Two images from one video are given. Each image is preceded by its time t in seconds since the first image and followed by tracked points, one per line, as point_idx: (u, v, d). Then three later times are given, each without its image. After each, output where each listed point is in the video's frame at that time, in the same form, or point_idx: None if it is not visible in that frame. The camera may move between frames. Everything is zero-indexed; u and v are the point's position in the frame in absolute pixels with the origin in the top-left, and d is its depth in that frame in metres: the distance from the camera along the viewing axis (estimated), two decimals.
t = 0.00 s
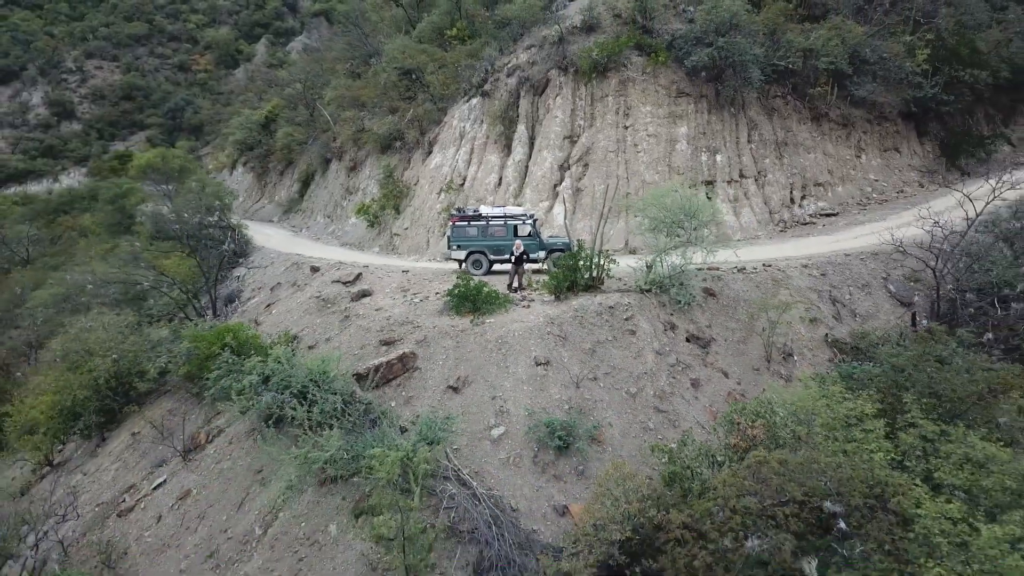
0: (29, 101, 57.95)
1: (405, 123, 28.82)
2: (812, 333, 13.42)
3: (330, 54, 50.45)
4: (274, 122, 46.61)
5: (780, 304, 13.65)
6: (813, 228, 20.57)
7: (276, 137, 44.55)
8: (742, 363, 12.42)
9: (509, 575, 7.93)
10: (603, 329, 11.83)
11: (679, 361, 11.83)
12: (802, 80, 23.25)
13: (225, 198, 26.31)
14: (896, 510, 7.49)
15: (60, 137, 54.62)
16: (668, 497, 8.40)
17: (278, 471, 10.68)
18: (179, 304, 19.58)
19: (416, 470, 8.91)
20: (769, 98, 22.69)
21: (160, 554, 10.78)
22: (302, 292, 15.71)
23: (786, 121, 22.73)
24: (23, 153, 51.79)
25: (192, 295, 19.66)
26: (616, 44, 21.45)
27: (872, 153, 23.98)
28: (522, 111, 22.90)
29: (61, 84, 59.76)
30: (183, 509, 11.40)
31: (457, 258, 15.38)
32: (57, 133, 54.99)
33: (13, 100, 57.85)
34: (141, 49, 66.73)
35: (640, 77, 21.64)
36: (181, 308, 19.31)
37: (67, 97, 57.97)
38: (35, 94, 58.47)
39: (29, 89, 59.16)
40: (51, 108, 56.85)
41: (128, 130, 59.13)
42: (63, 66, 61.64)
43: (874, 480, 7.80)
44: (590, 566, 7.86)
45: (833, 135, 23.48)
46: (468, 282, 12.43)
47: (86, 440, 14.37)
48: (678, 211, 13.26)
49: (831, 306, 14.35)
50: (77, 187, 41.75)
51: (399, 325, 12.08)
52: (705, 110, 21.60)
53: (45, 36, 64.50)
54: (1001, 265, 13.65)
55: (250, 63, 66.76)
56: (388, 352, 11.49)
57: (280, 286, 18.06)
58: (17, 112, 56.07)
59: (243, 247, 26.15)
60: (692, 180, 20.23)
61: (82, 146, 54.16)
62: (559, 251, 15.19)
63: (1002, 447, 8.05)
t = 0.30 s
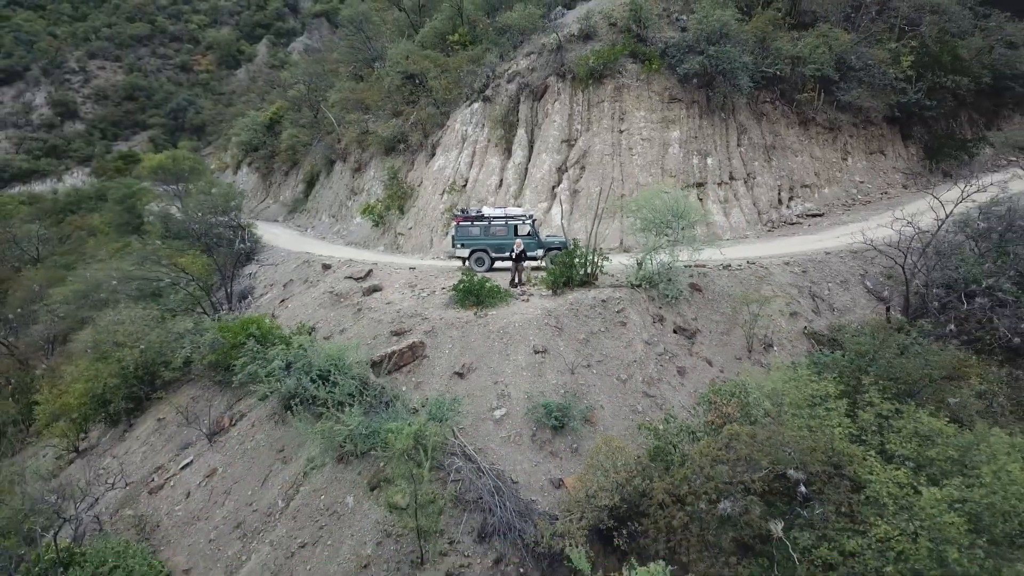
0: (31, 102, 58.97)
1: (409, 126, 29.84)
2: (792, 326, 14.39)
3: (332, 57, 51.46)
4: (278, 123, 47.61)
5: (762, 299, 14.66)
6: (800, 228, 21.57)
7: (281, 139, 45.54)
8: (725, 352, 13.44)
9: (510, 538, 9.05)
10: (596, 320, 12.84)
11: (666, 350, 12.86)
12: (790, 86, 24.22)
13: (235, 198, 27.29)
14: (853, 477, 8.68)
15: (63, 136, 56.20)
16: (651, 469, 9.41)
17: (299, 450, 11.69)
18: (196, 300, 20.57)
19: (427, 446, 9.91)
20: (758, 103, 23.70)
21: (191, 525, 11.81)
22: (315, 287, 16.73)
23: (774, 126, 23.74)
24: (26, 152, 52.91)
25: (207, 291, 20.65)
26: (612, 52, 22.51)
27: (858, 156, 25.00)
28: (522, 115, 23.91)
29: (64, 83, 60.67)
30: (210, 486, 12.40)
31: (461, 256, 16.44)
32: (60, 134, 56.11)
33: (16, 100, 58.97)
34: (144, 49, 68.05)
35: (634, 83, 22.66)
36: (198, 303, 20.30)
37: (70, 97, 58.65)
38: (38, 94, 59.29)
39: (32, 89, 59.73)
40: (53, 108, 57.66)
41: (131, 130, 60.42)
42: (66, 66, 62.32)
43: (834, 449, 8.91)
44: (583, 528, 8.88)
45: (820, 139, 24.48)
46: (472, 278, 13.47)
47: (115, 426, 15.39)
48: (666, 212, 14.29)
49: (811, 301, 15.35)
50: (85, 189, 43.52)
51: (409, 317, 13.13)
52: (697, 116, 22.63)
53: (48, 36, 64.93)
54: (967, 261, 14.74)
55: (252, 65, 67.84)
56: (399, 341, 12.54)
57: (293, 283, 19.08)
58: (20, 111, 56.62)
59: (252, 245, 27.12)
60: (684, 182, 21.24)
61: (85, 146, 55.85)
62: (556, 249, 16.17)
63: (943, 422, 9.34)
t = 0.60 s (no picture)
0: (36, 103, 60.93)
1: (412, 130, 30.90)
2: (773, 320, 15.45)
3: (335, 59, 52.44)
4: (282, 125, 48.65)
5: (745, 294, 15.74)
6: (786, 228, 22.63)
7: (286, 140, 46.59)
8: (709, 343, 14.51)
9: (510, 508, 10.15)
10: (590, 313, 13.93)
11: (654, 341, 13.93)
12: (779, 92, 25.24)
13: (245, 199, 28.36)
14: (815, 451, 9.98)
15: (67, 137, 57.81)
16: (638, 446, 10.58)
17: (318, 432, 12.76)
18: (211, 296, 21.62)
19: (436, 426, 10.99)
20: (747, 109, 24.77)
21: (218, 501, 12.89)
22: (327, 284, 17.83)
23: (763, 130, 24.82)
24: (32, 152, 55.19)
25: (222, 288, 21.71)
26: (607, 61, 23.59)
27: (844, 159, 26.04)
28: (522, 120, 24.97)
29: (68, 85, 62.29)
30: (234, 465, 13.49)
31: (464, 254, 17.51)
32: (64, 134, 58.46)
33: (22, 101, 60.87)
34: (146, 50, 69.20)
35: (629, 90, 23.77)
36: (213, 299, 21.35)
37: (73, 98, 60.74)
38: (41, 95, 61.73)
39: (35, 89, 62.40)
40: (57, 108, 60.07)
41: (133, 130, 61.64)
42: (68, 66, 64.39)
43: (800, 425, 10.19)
44: (576, 497, 9.97)
45: (807, 143, 25.55)
46: (475, 275, 14.53)
47: (140, 413, 16.48)
48: (656, 213, 15.38)
49: (791, 297, 16.42)
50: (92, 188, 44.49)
51: (418, 311, 14.24)
52: (689, 121, 23.74)
53: (50, 37, 66.83)
54: (936, 260, 16.03)
55: (254, 65, 68.83)
56: (408, 332, 13.66)
57: (305, 279, 20.18)
58: (24, 112, 59.43)
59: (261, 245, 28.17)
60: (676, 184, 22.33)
61: (87, 146, 57.30)
62: (553, 248, 17.28)
63: (895, 400, 10.61)
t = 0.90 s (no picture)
0: (39, 103, 61.95)
1: (415, 133, 32.03)
2: (754, 313, 16.59)
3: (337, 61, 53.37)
4: (287, 126, 49.74)
5: (728, 289, 16.88)
6: (774, 228, 23.72)
7: (291, 142, 47.72)
8: (695, 334, 15.64)
9: (510, 481, 11.29)
10: (585, 307, 15.09)
11: (643, 332, 15.11)
12: (767, 98, 26.35)
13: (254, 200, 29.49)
14: (783, 427, 11.19)
15: (70, 137, 58.90)
16: (626, 424, 11.80)
17: (334, 415, 13.92)
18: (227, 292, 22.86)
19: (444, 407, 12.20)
20: (736, 114, 25.94)
21: (241, 478, 14.02)
22: (339, 280, 19.03)
23: (752, 134, 25.95)
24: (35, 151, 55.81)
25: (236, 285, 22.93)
26: (603, 69, 24.78)
27: (830, 162, 27.15)
28: (521, 125, 26.12)
29: (71, 85, 63.43)
30: (256, 446, 14.62)
31: (466, 252, 18.72)
32: (67, 133, 59.39)
33: (25, 101, 61.92)
34: (149, 51, 70.37)
35: (623, 96, 24.94)
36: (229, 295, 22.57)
37: (77, 98, 61.83)
38: (45, 95, 62.54)
39: (38, 90, 63.06)
40: (60, 108, 60.78)
41: (137, 130, 62.73)
42: (72, 67, 65.29)
43: (769, 404, 11.48)
44: (569, 471, 11.14)
45: (794, 146, 26.68)
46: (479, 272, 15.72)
47: (164, 401, 17.61)
48: (646, 214, 16.54)
49: (773, 292, 17.57)
50: (100, 189, 45.40)
51: (425, 305, 15.45)
52: (680, 126, 24.90)
53: (54, 38, 67.92)
54: (908, 257, 17.19)
55: (256, 66, 69.93)
56: (417, 324, 14.87)
57: (316, 276, 21.36)
58: (28, 112, 60.35)
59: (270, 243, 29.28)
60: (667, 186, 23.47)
61: (90, 145, 58.49)
62: (550, 247, 18.44)
63: (855, 384, 11.98)
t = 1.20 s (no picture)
0: (43, 103, 63.06)
1: (419, 136, 33.19)
2: (738, 307, 17.77)
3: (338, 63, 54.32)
4: (291, 127, 50.84)
5: (714, 285, 18.08)
6: (761, 227, 24.86)
7: (296, 143, 48.86)
8: (682, 326, 16.84)
9: (510, 458, 12.47)
10: (579, 301, 16.29)
11: (634, 324, 16.31)
12: (755, 103, 27.56)
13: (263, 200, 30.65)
14: (756, 407, 12.39)
15: (75, 137, 60.03)
16: (615, 405, 13.00)
17: (349, 399, 15.12)
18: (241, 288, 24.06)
19: (450, 390, 13.44)
20: (726, 119, 27.15)
21: (262, 458, 15.21)
22: (349, 276, 20.26)
23: (741, 138, 27.14)
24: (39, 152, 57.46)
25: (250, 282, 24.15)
26: (599, 76, 25.96)
27: (817, 164, 28.30)
28: (521, 129, 27.31)
29: (75, 86, 64.48)
30: (275, 430, 15.80)
31: (469, 250, 19.94)
32: (71, 134, 60.48)
33: (29, 101, 63.01)
34: (152, 51, 71.50)
35: (618, 102, 26.12)
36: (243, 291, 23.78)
37: (81, 99, 62.83)
38: (49, 95, 63.43)
39: (43, 90, 64.23)
40: (64, 109, 62.15)
41: (140, 130, 63.87)
42: (76, 67, 66.32)
43: (744, 387, 12.65)
44: (564, 447, 12.33)
45: (782, 149, 27.84)
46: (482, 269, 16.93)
47: (186, 389, 18.81)
48: (637, 215, 17.70)
49: (756, 288, 18.76)
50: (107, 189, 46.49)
51: (431, 299, 16.67)
52: (673, 130, 26.09)
53: (58, 38, 68.93)
54: (882, 255, 18.38)
55: (258, 66, 71.13)
56: (424, 316, 16.09)
57: (326, 273, 22.57)
58: (33, 112, 61.35)
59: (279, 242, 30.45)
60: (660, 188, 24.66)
61: (94, 146, 59.66)
62: (548, 245, 19.61)
63: (822, 369, 13.19)
